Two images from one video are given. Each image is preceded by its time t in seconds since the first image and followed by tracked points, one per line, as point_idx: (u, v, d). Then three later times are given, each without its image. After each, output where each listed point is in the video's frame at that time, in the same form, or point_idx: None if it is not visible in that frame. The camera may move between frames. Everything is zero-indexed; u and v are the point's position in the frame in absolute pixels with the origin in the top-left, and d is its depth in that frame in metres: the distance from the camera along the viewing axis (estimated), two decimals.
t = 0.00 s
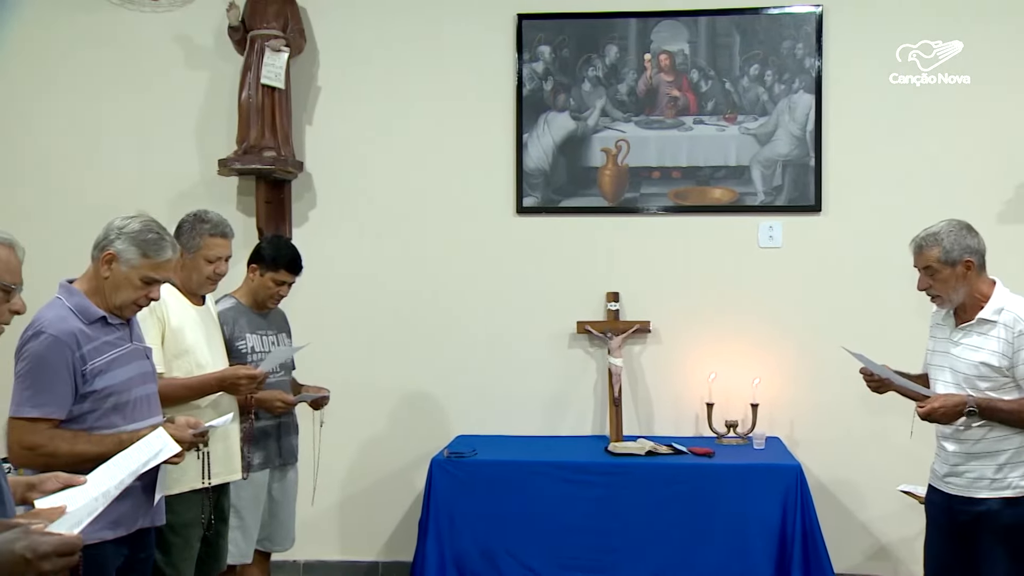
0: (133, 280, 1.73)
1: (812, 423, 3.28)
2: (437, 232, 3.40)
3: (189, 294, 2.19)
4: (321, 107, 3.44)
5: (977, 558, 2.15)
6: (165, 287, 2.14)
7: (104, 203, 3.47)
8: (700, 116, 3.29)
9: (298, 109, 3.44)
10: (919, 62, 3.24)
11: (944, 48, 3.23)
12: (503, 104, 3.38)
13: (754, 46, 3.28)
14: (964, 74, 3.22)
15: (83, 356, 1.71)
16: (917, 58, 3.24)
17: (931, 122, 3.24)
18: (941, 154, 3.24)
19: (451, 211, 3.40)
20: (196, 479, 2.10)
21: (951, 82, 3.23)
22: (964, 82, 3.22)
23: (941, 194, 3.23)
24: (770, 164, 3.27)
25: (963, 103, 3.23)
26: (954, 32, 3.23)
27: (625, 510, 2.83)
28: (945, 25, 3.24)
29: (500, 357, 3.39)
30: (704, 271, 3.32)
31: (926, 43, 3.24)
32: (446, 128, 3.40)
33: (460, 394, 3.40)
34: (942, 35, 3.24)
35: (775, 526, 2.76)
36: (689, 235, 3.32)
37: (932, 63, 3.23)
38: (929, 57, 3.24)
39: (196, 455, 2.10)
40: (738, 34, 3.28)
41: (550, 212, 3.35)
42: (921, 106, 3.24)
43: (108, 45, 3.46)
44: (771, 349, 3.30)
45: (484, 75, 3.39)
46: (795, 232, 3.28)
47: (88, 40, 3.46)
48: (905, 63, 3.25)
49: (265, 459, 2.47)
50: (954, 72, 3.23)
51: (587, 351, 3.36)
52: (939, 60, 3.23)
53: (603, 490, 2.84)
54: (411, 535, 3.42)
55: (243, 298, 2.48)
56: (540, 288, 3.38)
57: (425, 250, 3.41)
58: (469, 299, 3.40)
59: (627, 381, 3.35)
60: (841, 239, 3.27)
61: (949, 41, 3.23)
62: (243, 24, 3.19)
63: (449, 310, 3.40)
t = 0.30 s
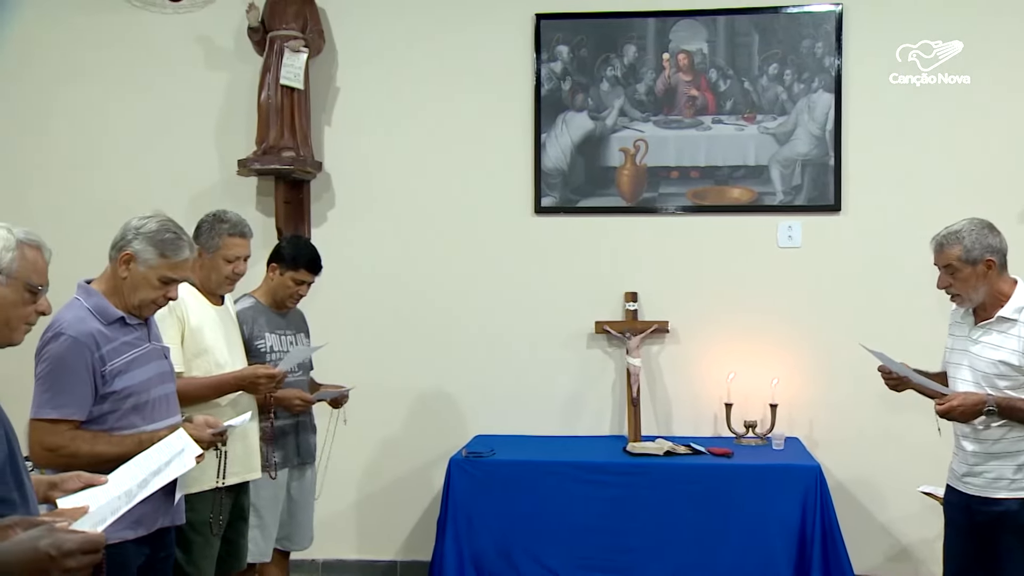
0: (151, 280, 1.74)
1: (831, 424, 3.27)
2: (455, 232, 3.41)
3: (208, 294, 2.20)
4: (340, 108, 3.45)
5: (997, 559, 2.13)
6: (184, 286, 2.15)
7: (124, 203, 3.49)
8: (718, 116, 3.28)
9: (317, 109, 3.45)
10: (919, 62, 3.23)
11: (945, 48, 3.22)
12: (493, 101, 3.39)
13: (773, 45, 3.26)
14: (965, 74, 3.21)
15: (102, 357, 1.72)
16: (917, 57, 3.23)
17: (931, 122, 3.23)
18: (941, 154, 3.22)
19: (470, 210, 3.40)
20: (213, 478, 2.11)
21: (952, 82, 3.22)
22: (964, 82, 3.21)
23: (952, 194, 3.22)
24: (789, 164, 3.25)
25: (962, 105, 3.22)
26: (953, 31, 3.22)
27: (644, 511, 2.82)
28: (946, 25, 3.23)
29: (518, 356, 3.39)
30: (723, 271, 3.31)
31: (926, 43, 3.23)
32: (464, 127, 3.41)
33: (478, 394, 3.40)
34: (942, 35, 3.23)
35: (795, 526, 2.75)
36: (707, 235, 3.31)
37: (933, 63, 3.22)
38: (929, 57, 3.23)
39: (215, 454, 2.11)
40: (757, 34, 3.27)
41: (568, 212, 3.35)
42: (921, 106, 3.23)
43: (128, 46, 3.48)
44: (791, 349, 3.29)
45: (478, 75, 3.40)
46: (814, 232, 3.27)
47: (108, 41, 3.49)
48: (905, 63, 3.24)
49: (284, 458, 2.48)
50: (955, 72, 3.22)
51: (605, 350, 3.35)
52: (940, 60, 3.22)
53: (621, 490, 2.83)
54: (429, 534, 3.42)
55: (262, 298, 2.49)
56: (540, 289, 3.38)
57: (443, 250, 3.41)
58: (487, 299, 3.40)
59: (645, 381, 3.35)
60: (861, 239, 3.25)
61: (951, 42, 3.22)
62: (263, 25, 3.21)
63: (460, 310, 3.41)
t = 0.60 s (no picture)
0: (170, 281, 1.76)
1: (850, 426, 3.25)
2: (472, 233, 3.42)
3: (226, 295, 2.21)
4: (358, 110, 3.46)
5: (1013, 561, 2.12)
6: (202, 286, 2.16)
7: (144, 205, 3.52)
8: (736, 117, 3.27)
9: (335, 111, 3.47)
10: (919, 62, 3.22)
11: (944, 48, 3.21)
12: (499, 102, 3.40)
13: (792, 46, 3.25)
14: (965, 74, 3.20)
15: (123, 358, 1.73)
16: (917, 58, 3.22)
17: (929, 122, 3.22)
18: (940, 154, 3.22)
19: (488, 212, 3.41)
20: (235, 477, 2.13)
21: (951, 82, 3.21)
22: (964, 82, 3.20)
23: (965, 195, 3.20)
24: (808, 165, 3.24)
25: (959, 104, 3.21)
26: (953, 31, 3.21)
27: (662, 513, 2.82)
28: (946, 25, 3.21)
29: (535, 358, 3.39)
30: (741, 272, 3.30)
31: (926, 43, 3.22)
32: (482, 129, 3.41)
33: (496, 395, 3.41)
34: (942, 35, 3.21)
35: (814, 529, 2.74)
36: (726, 236, 3.30)
37: (933, 63, 3.21)
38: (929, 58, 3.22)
39: (234, 455, 2.13)
40: (775, 34, 3.26)
41: (586, 213, 3.35)
42: (921, 106, 3.22)
43: (147, 48, 3.50)
44: (810, 350, 3.28)
45: (485, 75, 3.41)
46: (832, 234, 3.25)
47: (128, 42, 3.51)
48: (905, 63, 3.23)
49: (302, 459, 2.49)
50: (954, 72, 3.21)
51: (622, 352, 3.35)
52: (939, 60, 3.21)
53: (639, 492, 2.83)
54: (447, 535, 3.43)
55: (281, 299, 2.51)
56: (538, 289, 3.39)
57: (461, 251, 3.42)
58: (505, 301, 3.40)
59: (663, 382, 3.34)
60: (880, 241, 3.24)
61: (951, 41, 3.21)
62: (281, 28, 3.22)
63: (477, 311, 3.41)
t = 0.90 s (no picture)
0: (193, 284, 1.77)
1: (870, 430, 3.23)
2: (491, 236, 3.42)
3: (246, 298, 2.22)
4: (377, 113, 3.47)
5: None
6: (223, 289, 2.17)
7: (166, 209, 3.54)
8: (756, 119, 3.27)
9: (354, 115, 3.48)
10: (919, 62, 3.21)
11: (944, 48, 3.20)
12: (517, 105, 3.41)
13: (811, 48, 3.24)
14: (965, 74, 3.19)
15: (148, 361, 1.74)
16: (917, 58, 3.21)
17: (931, 124, 3.21)
18: (940, 154, 3.21)
19: (506, 215, 3.41)
20: (256, 479, 2.14)
21: (952, 82, 3.20)
22: (964, 82, 3.19)
23: (973, 196, 3.19)
24: (828, 167, 3.23)
25: (960, 104, 3.20)
26: (953, 31, 3.20)
27: (681, 517, 2.81)
28: (946, 25, 3.21)
29: (554, 361, 3.39)
30: (760, 275, 3.29)
31: (926, 43, 3.21)
32: (500, 132, 3.42)
33: (515, 398, 3.41)
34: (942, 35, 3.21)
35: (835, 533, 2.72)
36: (745, 239, 3.29)
37: (933, 63, 3.21)
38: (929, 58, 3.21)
39: (257, 456, 2.14)
40: (795, 37, 3.25)
41: (604, 216, 3.35)
42: (920, 106, 3.22)
43: (167, 53, 3.52)
44: (830, 353, 3.26)
45: (503, 78, 3.42)
46: (852, 236, 3.24)
47: (148, 47, 3.53)
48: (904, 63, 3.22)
49: (322, 461, 2.50)
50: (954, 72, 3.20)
51: (641, 355, 3.35)
52: (939, 60, 3.20)
53: (659, 495, 2.82)
54: (466, 537, 3.43)
55: (300, 301, 2.52)
56: (540, 289, 3.40)
57: (480, 254, 3.42)
58: (524, 304, 3.41)
59: (681, 385, 3.33)
60: (900, 243, 3.22)
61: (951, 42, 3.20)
62: (301, 32, 3.24)
63: (496, 314, 3.42)
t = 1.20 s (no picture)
0: (216, 288, 1.78)
1: (889, 435, 3.22)
2: (509, 240, 3.42)
3: (265, 302, 2.23)
4: (394, 118, 3.48)
5: None
6: (242, 294, 2.18)
7: (185, 214, 3.56)
8: (774, 123, 3.26)
9: (372, 120, 3.49)
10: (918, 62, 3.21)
11: (944, 47, 3.20)
12: (534, 109, 3.41)
13: (830, 51, 3.23)
14: (965, 74, 3.19)
15: (174, 367, 1.75)
16: (917, 57, 3.20)
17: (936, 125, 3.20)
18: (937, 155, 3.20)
19: (524, 219, 3.42)
20: (277, 482, 2.15)
21: (952, 82, 3.19)
22: (964, 82, 3.19)
23: (986, 198, 3.17)
24: (846, 171, 3.22)
25: (959, 104, 3.19)
26: (959, 32, 3.19)
27: (700, 522, 2.80)
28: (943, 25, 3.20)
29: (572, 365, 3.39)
30: (779, 280, 3.28)
31: (925, 43, 3.20)
32: (518, 136, 3.42)
33: (533, 402, 3.41)
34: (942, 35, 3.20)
35: (854, 539, 2.71)
36: (763, 243, 3.28)
37: (933, 63, 3.20)
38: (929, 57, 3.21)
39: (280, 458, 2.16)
40: (814, 40, 3.24)
41: (622, 221, 3.34)
42: (919, 106, 3.21)
43: (185, 59, 3.54)
44: (849, 357, 3.25)
45: (519, 82, 3.42)
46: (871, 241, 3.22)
47: (167, 52, 3.55)
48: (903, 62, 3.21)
49: (341, 465, 2.51)
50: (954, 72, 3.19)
51: (659, 360, 3.34)
52: (939, 60, 3.20)
53: (678, 500, 2.81)
54: (484, 542, 3.43)
55: (319, 306, 2.53)
56: (561, 292, 3.40)
57: (498, 258, 3.43)
58: (542, 308, 3.40)
59: (699, 389, 3.32)
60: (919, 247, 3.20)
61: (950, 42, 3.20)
62: (320, 38, 3.25)
63: (514, 318, 3.42)
